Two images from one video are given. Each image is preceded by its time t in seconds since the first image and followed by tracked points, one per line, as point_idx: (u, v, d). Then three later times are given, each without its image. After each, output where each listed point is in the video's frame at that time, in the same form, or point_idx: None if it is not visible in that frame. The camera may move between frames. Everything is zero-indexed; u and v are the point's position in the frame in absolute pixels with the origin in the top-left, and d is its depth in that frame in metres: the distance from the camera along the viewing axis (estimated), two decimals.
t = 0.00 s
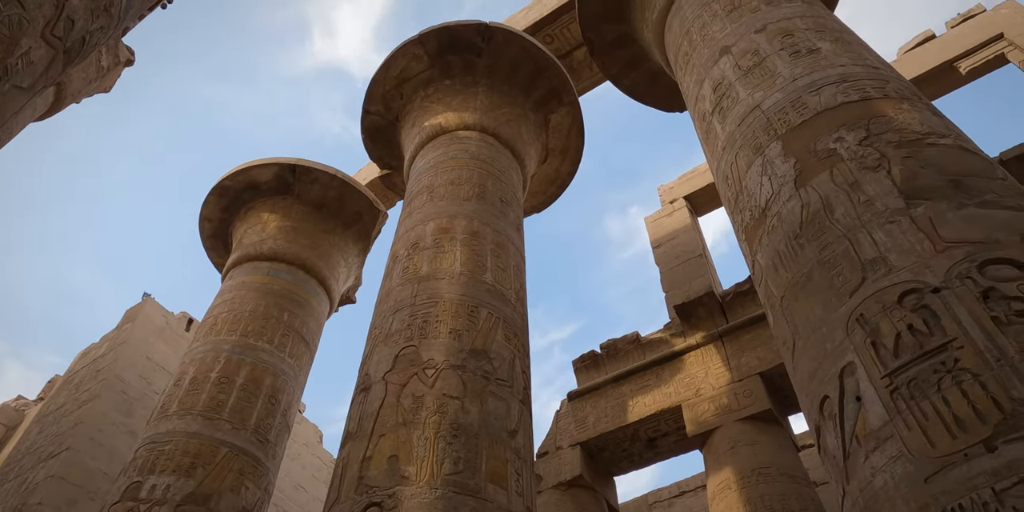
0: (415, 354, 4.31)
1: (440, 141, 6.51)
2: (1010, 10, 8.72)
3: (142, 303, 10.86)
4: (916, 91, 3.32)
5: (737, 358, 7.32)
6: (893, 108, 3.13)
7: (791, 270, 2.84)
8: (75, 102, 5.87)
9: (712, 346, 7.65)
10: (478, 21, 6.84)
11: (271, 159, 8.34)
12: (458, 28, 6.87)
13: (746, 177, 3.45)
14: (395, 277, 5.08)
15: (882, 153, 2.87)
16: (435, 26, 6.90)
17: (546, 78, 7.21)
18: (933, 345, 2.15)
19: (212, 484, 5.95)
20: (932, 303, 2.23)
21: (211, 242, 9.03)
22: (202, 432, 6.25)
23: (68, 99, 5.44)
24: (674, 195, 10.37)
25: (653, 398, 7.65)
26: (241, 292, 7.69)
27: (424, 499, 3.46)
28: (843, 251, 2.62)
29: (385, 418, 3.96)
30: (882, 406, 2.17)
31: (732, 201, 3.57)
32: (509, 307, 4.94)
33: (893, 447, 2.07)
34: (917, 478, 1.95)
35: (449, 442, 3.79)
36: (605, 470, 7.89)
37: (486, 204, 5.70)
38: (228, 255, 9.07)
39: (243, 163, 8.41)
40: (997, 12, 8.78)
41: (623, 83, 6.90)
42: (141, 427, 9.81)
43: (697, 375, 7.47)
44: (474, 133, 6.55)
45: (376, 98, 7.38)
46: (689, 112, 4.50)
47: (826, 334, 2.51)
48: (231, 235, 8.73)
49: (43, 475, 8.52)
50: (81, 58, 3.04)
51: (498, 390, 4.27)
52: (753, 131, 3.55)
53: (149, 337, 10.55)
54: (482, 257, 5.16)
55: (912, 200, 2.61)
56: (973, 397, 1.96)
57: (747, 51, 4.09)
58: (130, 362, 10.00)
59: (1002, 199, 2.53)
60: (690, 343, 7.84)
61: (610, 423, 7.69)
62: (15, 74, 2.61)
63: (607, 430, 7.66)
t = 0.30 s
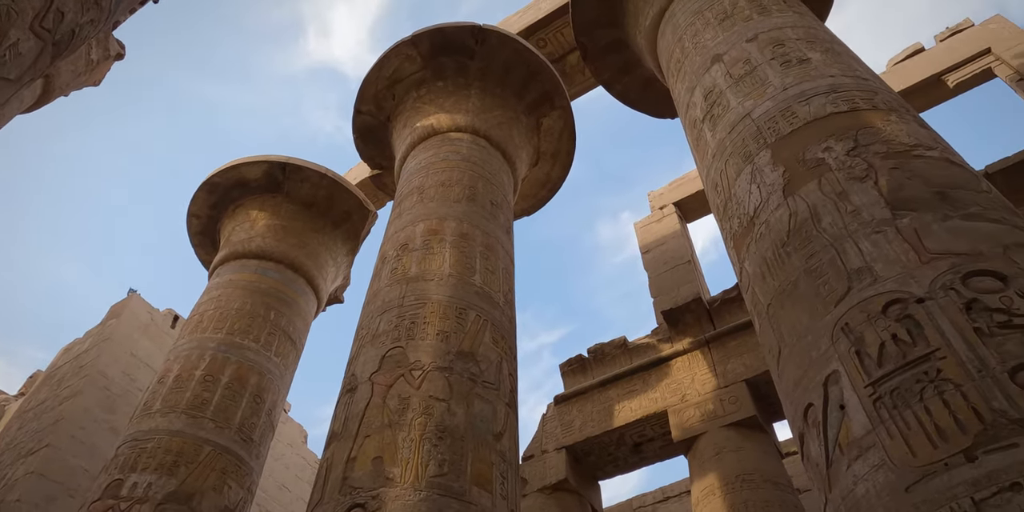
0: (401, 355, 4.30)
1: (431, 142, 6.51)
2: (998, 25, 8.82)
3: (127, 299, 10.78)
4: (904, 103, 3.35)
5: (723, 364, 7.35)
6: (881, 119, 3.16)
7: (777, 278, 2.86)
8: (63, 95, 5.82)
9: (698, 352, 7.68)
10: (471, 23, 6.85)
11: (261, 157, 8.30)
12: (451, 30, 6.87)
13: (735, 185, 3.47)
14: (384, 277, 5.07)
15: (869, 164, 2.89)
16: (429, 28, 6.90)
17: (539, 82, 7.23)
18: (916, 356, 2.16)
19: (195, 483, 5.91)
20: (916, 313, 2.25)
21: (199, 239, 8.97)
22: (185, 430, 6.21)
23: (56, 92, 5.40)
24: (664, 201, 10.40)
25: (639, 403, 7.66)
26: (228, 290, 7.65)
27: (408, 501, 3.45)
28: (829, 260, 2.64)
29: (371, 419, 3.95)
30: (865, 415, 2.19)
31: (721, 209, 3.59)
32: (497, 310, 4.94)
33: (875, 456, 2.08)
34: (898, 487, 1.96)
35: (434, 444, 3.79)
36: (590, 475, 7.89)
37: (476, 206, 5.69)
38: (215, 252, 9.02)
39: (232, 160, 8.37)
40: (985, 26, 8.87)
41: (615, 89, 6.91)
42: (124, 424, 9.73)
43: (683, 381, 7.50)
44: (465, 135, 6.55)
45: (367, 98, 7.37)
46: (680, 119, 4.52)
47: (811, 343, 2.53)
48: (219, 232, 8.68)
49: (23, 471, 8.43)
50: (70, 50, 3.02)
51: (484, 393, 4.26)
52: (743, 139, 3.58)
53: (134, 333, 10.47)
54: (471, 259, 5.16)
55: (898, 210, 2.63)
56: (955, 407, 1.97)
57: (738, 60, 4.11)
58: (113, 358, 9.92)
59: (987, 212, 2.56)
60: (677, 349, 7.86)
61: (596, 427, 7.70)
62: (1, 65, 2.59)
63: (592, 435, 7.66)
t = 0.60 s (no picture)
0: (388, 356, 4.28)
1: (422, 143, 6.50)
2: (985, 41, 8.92)
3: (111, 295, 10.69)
4: (892, 116, 3.39)
5: (709, 371, 7.38)
6: (868, 130, 3.19)
7: (764, 286, 2.88)
8: (50, 87, 5.77)
9: (684, 358, 7.71)
10: (465, 25, 6.85)
11: (250, 154, 8.27)
12: (444, 32, 6.88)
13: (724, 192, 3.49)
14: (372, 278, 5.05)
15: (856, 175, 2.91)
16: (422, 29, 6.89)
17: (531, 86, 7.24)
18: (899, 366, 2.18)
19: (176, 481, 5.86)
20: (900, 324, 2.27)
21: (186, 236, 8.92)
22: (167, 428, 6.16)
23: (44, 84, 5.35)
24: (653, 207, 10.44)
25: (625, 408, 7.68)
26: (214, 287, 7.60)
27: (392, 503, 3.45)
28: (815, 269, 2.66)
29: (356, 420, 3.94)
30: (848, 424, 2.20)
31: (709, 216, 3.61)
32: (484, 312, 4.94)
33: (857, 464, 2.09)
34: (878, 496, 1.97)
35: (419, 446, 3.78)
36: (575, 479, 7.90)
37: (465, 208, 5.69)
38: (202, 249, 8.97)
39: (222, 157, 8.33)
40: (973, 41, 8.97)
41: (606, 94, 6.93)
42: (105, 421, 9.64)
43: (669, 387, 7.52)
44: (456, 137, 6.55)
45: (359, 97, 7.35)
46: (671, 126, 4.54)
47: (796, 351, 2.55)
48: (207, 229, 8.64)
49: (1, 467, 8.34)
50: (59, 43, 3.00)
51: (470, 395, 4.26)
52: (732, 148, 3.60)
53: (117, 329, 10.39)
54: (460, 261, 5.15)
55: (884, 221, 2.65)
56: (936, 417, 1.99)
57: (729, 68, 4.14)
58: (96, 354, 9.84)
59: (970, 225, 2.59)
60: (663, 355, 7.88)
61: (582, 432, 7.71)
62: None
63: (578, 439, 7.67)
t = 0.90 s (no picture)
0: (374, 357, 4.27)
1: (413, 144, 6.49)
2: (972, 56, 9.02)
3: (95, 290, 10.59)
4: (879, 127, 3.42)
5: (694, 377, 7.41)
6: (856, 142, 3.21)
7: (750, 294, 2.90)
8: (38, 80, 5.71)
9: (671, 364, 7.73)
10: (458, 27, 6.85)
11: (239, 151, 8.22)
12: (437, 34, 6.87)
13: (712, 200, 3.51)
14: (360, 278, 5.04)
15: (843, 186, 2.94)
16: (415, 30, 6.89)
17: (523, 90, 7.25)
18: (882, 376, 2.20)
19: (157, 480, 5.82)
20: (884, 334, 2.29)
21: (173, 232, 8.86)
22: (149, 426, 6.11)
23: (32, 76, 5.29)
24: (643, 213, 10.47)
25: (610, 413, 7.69)
26: (200, 284, 7.55)
27: (375, 505, 3.44)
28: (801, 278, 2.68)
29: (340, 421, 3.92)
30: (830, 432, 2.21)
31: (697, 223, 3.63)
32: (472, 315, 4.94)
33: (839, 473, 2.11)
34: (859, 505, 1.99)
35: (403, 448, 3.77)
36: (559, 483, 7.89)
37: (455, 210, 5.69)
38: (189, 245, 8.91)
39: (210, 154, 8.28)
40: (960, 56, 9.07)
41: (598, 100, 6.95)
42: (86, 417, 9.55)
43: (655, 393, 7.54)
44: (447, 139, 6.55)
45: (351, 97, 7.33)
46: (661, 133, 4.56)
47: (781, 360, 2.56)
48: (194, 225, 8.58)
49: None
50: (46, 36, 2.97)
51: (456, 398, 4.25)
52: (722, 156, 3.62)
53: (101, 325, 10.29)
54: (448, 263, 5.15)
55: (869, 232, 2.68)
56: (916, 428, 2.01)
57: (720, 77, 4.17)
58: (79, 350, 9.74)
59: (954, 238, 2.61)
60: (649, 361, 7.91)
61: (567, 436, 7.71)
62: None
63: (563, 443, 7.67)
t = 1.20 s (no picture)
0: (359, 358, 4.26)
1: (403, 145, 6.49)
2: (959, 70, 9.13)
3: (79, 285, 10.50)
4: (866, 139, 3.45)
5: (680, 383, 7.43)
6: (844, 153, 3.24)
7: (736, 302, 2.91)
8: (25, 71, 5.66)
9: (656, 370, 7.75)
10: (451, 29, 6.86)
11: (228, 148, 8.18)
12: (430, 35, 6.87)
13: (701, 207, 3.53)
14: (347, 278, 5.02)
15: (830, 196, 2.96)
16: (408, 31, 6.88)
17: (515, 93, 7.26)
18: (864, 385, 2.22)
19: (137, 478, 5.76)
20: (867, 344, 2.31)
21: (159, 228, 8.80)
22: (130, 423, 6.05)
23: (19, 67, 5.23)
24: (632, 218, 10.51)
25: (596, 417, 7.70)
26: (186, 281, 7.50)
27: (357, 506, 3.42)
28: (787, 287, 2.70)
29: (324, 422, 3.90)
30: (812, 441, 2.23)
31: (685, 230, 3.64)
32: (459, 317, 4.93)
33: (820, 481, 2.12)
34: None
35: (387, 449, 3.76)
36: (543, 487, 7.89)
37: (445, 212, 5.68)
38: (175, 241, 8.85)
39: (199, 150, 8.23)
40: (947, 70, 9.17)
41: (589, 105, 6.97)
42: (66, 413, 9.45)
43: (640, 398, 7.56)
44: (438, 141, 6.54)
45: (342, 96, 7.31)
46: (651, 139, 4.58)
47: (765, 368, 2.58)
48: (181, 221, 8.52)
49: None
50: (35, 27, 2.95)
51: (441, 400, 4.25)
52: (711, 164, 3.64)
53: (83, 320, 10.20)
54: (437, 265, 5.14)
55: (855, 243, 2.70)
56: (897, 437, 2.02)
57: (711, 85, 4.19)
58: (61, 345, 9.65)
59: (937, 250, 2.64)
60: (635, 366, 7.92)
61: (552, 440, 7.72)
62: None
63: (548, 447, 7.67)
